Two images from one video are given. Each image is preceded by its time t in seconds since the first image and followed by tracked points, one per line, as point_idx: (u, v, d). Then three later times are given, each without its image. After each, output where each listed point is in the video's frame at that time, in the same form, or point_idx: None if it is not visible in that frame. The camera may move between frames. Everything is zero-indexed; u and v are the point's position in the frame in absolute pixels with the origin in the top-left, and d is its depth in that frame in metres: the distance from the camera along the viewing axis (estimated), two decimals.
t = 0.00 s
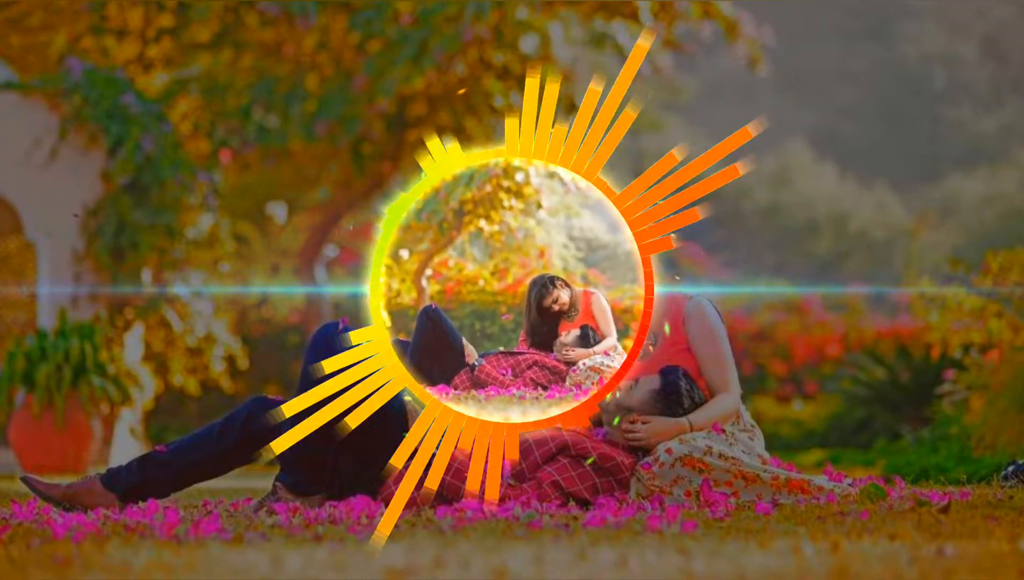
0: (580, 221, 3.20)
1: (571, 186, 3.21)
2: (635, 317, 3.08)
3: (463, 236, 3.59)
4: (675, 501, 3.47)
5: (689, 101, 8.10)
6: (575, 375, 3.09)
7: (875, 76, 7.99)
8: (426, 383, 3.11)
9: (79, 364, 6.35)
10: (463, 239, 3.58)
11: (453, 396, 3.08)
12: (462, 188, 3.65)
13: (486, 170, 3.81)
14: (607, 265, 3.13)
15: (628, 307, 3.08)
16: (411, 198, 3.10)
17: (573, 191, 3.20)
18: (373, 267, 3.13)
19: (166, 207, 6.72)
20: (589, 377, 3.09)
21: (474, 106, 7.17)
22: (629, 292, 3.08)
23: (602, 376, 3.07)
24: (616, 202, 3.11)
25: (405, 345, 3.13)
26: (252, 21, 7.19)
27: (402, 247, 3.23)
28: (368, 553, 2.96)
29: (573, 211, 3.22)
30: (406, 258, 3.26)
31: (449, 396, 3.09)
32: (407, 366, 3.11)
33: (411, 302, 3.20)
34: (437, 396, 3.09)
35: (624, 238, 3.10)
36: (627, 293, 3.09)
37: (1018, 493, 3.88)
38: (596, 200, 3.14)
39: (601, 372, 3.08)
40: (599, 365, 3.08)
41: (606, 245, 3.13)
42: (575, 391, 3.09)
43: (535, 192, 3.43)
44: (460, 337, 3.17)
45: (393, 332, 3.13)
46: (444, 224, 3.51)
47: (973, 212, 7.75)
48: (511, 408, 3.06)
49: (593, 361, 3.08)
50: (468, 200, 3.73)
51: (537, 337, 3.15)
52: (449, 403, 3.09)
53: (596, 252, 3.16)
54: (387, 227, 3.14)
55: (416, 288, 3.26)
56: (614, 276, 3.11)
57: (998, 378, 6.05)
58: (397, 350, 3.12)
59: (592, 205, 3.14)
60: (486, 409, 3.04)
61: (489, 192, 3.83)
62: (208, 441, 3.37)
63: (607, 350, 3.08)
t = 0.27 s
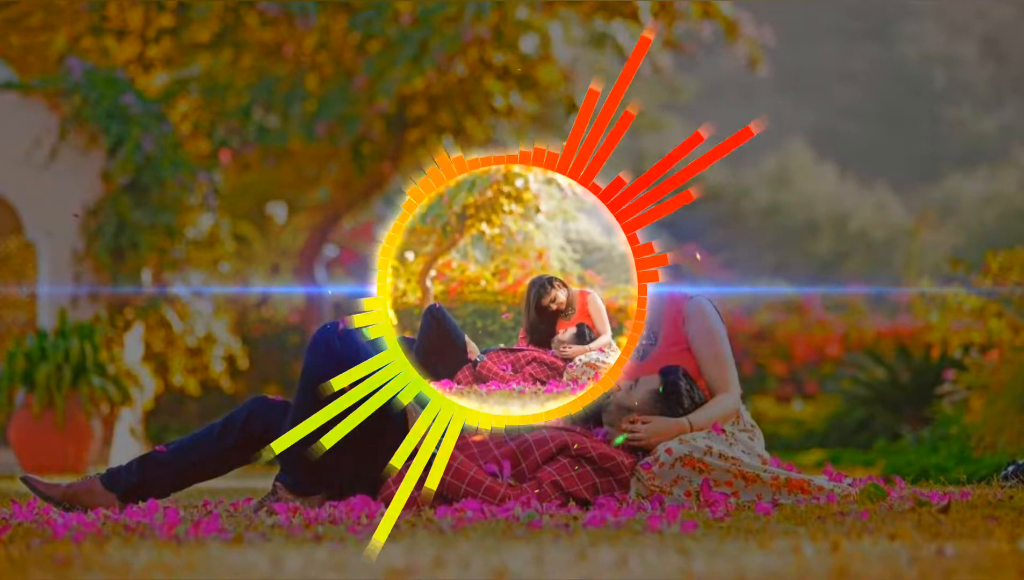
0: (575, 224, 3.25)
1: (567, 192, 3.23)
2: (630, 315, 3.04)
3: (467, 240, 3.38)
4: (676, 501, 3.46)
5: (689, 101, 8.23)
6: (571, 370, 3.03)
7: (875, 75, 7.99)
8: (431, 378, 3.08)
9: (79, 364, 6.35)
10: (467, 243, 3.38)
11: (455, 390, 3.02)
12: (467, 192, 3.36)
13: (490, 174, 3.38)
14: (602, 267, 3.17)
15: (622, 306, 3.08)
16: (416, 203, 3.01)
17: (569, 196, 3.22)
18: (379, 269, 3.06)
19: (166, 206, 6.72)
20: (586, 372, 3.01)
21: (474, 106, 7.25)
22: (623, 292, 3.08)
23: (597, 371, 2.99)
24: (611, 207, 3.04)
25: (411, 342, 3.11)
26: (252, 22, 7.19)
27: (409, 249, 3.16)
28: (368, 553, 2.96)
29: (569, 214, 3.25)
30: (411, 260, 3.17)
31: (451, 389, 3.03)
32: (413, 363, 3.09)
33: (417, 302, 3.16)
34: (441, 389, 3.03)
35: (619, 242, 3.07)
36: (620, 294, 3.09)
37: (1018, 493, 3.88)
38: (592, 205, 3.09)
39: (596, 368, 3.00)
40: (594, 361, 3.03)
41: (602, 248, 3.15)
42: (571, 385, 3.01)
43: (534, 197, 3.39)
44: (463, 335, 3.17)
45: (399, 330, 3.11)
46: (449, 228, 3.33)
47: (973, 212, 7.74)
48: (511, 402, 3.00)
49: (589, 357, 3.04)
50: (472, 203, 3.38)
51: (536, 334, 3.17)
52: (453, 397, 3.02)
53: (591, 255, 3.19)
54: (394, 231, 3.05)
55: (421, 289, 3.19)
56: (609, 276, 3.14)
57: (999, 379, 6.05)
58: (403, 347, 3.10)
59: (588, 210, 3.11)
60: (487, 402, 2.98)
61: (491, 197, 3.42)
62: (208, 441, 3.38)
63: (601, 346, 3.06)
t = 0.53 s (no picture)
0: (575, 225, 3.26)
1: (568, 192, 3.27)
2: (627, 316, 3.11)
3: (467, 240, 3.39)
4: (675, 501, 3.47)
5: (690, 101, 8.22)
6: (570, 369, 3.07)
7: (875, 75, 8.00)
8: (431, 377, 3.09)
9: (79, 364, 6.36)
10: (467, 242, 3.39)
11: (455, 389, 3.05)
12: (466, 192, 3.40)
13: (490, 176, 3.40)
14: (602, 267, 3.18)
15: (621, 307, 3.12)
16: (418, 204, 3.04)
17: (569, 196, 3.25)
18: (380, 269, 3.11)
19: (166, 206, 6.73)
20: (585, 372, 3.06)
21: (474, 106, 7.26)
22: (621, 292, 3.13)
23: (596, 370, 3.05)
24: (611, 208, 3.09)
25: (412, 342, 3.13)
26: (252, 22, 7.21)
27: (409, 250, 3.19)
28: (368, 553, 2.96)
29: (570, 215, 3.27)
30: (411, 260, 3.21)
31: (451, 389, 3.06)
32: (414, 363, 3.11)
33: (416, 302, 3.19)
34: (441, 389, 3.06)
35: (618, 242, 3.10)
36: (619, 294, 3.13)
37: (1018, 493, 3.88)
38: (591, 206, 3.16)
39: (595, 367, 3.05)
40: (593, 361, 3.07)
41: (601, 248, 3.17)
42: (571, 384, 3.05)
43: (534, 197, 3.40)
44: (463, 334, 3.15)
45: (401, 330, 3.13)
46: (449, 228, 3.36)
47: (973, 212, 7.71)
48: (511, 401, 3.03)
49: (588, 357, 3.07)
50: (472, 205, 3.40)
51: (536, 334, 3.17)
52: (453, 396, 3.06)
53: (590, 255, 3.20)
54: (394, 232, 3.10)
55: (421, 289, 3.22)
56: (608, 277, 3.16)
57: (999, 378, 6.06)
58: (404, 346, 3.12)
59: (588, 211, 3.17)
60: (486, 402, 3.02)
61: (491, 198, 3.42)
62: (208, 440, 3.38)
63: (600, 346, 3.09)
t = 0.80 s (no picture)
0: (575, 224, 3.39)
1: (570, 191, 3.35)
2: (629, 315, 3.05)
3: (466, 239, 3.52)
4: (675, 501, 3.47)
5: (689, 101, 8.13)
6: (572, 371, 3.01)
7: (875, 75, 7.99)
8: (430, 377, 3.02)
9: (79, 364, 6.38)
10: (466, 241, 3.52)
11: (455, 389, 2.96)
12: (464, 191, 3.58)
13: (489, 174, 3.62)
14: (602, 267, 3.22)
15: (622, 306, 3.09)
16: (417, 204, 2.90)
17: (569, 196, 3.46)
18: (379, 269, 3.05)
19: (166, 206, 6.73)
20: (586, 372, 2.98)
21: (474, 106, 7.17)
22: (622, 292, 3.09)
23: (598, 371, 2.96)
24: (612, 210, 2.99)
25: (411, 343, 3.12)
26: (252, 22, 7.16)
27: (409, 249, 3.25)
28: (368, 553, 2.96)
29: (570, 214, 3.47)
30: (411, 259, 3.31)
31: (450, 390, 2.97)
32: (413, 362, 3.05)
33: (416, 302, 3.22)
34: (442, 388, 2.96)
35: (619, 242, 3.08)
36: (620, 293, 3.09)
37: (1018, 493, 3.87)
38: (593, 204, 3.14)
39: (597, 368, 2.97)
40: (595, 361, 3.00)
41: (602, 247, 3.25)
42: (572, 385, 2.97)
43: (534, 197, 3.58)
44: (463, 335, 3.19)
45: (400, 329, 3.13)
46: (450, 227, 3.53)
47: (973, 213, 7.74)
48: (511, 402, 2.92)
49: (589, 358, 3.01)
50: (471, 202, 3.59)
51: (537, 335, 3.20)
52: (452, 397, 2.95)
53: (591, 255, 3.29)
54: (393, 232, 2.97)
55: (421, 289, 3.27)
56: (609, 276, 3.18)
57: (999, 378, 6.06)
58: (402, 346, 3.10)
59: (587, 211, 3.24)
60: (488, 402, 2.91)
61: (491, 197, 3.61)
62: (207, 440, 3.38)
63: (601, 347, 3.04)
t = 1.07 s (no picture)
0: (577, 222, 3.25)
1: (570, 186, 3.22)
2: (635, 317, 3.04)
3: (464, 236, 3.58)
4: (675, 501, 3.46)
5: (689, 101, 8.19)
6: (575, 375, 3.06)
7: (875, 75, 8.01)
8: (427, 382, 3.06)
9: (79, 364, 6.36)
10: (464, 239, 3.58)
11: (453, 395, 3.00)
12: (462, 187, 3.71)
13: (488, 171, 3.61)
14: (607, 266, 3.12)
15: (628, 307, 3.06)
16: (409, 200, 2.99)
17: (572, 192, 3.23)
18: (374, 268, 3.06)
19: (166, 206, 6.73)
20: (589, 377, 3.05)
21: (474, 106, 7.10)
22: (629, 292, 3.05)
23: (602, 375, 3.02)
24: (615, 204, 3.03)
25: (405, 345, 3.11)
26: (252, 21, 7.18)
27: (404, 249, 3.21)
28: (368, 553, 2.96)
29: (573, 211, 3.26)
30: (405, 258, 3.23)
31: (448, 395, 3.01)
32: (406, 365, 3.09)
33: (411, 303, 3.23)
34: (439, 394, 3.01)
35: (625, 238, 3.03)
36: (626, 294, 3.05)
37: (1018, 493, 3.87)
38: (596, 200, 3.09)
39: (601, 372, 3.03)
40: (598, 365, 3.05)
41: (606, 245, 3.10)
42: (575, 390, 3.03)
43: (535, 191, 3.47)
44: (461, 338, 3.17)
45: (393, 333, 3.12)
46: (445, 225, 3.48)
47: (973, 212, 7.71)
48: (511, 408, 2.97)
49: (593, 361, 3.06)
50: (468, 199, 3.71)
51: (537, 337, 3.20)
52: (450, 403, 3.01)
53: (595, 253, 3.15)
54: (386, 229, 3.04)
55: (416, 289, 3.29)
56: (613, 276, 3.10)
57: (999, 378, 6.06)
58: (396, 349, 3.11)
59: (592, 205, 3.11)
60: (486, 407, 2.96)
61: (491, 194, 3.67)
62: (207, 440, 3.38)
63: (606, 350, 3.06)
